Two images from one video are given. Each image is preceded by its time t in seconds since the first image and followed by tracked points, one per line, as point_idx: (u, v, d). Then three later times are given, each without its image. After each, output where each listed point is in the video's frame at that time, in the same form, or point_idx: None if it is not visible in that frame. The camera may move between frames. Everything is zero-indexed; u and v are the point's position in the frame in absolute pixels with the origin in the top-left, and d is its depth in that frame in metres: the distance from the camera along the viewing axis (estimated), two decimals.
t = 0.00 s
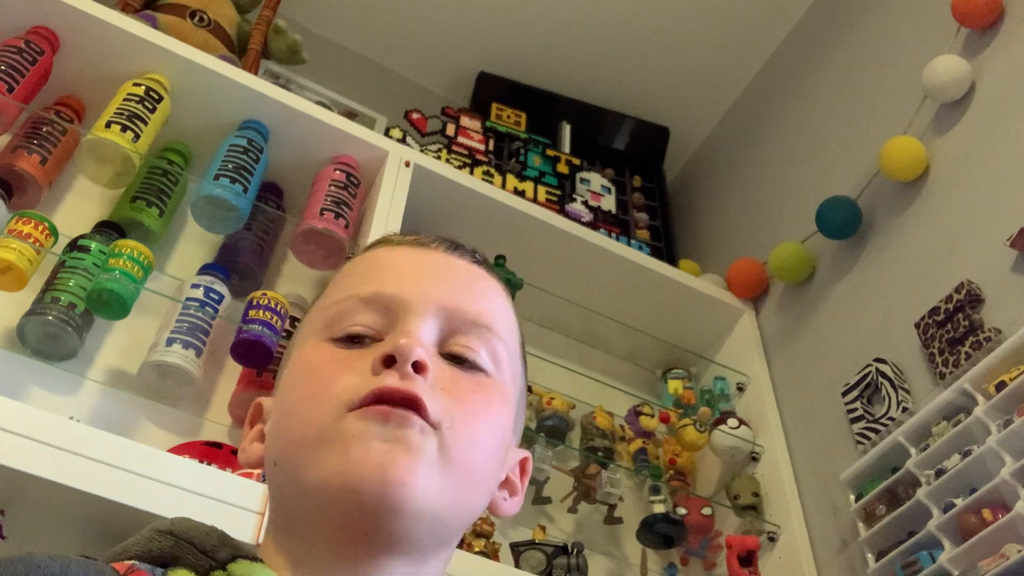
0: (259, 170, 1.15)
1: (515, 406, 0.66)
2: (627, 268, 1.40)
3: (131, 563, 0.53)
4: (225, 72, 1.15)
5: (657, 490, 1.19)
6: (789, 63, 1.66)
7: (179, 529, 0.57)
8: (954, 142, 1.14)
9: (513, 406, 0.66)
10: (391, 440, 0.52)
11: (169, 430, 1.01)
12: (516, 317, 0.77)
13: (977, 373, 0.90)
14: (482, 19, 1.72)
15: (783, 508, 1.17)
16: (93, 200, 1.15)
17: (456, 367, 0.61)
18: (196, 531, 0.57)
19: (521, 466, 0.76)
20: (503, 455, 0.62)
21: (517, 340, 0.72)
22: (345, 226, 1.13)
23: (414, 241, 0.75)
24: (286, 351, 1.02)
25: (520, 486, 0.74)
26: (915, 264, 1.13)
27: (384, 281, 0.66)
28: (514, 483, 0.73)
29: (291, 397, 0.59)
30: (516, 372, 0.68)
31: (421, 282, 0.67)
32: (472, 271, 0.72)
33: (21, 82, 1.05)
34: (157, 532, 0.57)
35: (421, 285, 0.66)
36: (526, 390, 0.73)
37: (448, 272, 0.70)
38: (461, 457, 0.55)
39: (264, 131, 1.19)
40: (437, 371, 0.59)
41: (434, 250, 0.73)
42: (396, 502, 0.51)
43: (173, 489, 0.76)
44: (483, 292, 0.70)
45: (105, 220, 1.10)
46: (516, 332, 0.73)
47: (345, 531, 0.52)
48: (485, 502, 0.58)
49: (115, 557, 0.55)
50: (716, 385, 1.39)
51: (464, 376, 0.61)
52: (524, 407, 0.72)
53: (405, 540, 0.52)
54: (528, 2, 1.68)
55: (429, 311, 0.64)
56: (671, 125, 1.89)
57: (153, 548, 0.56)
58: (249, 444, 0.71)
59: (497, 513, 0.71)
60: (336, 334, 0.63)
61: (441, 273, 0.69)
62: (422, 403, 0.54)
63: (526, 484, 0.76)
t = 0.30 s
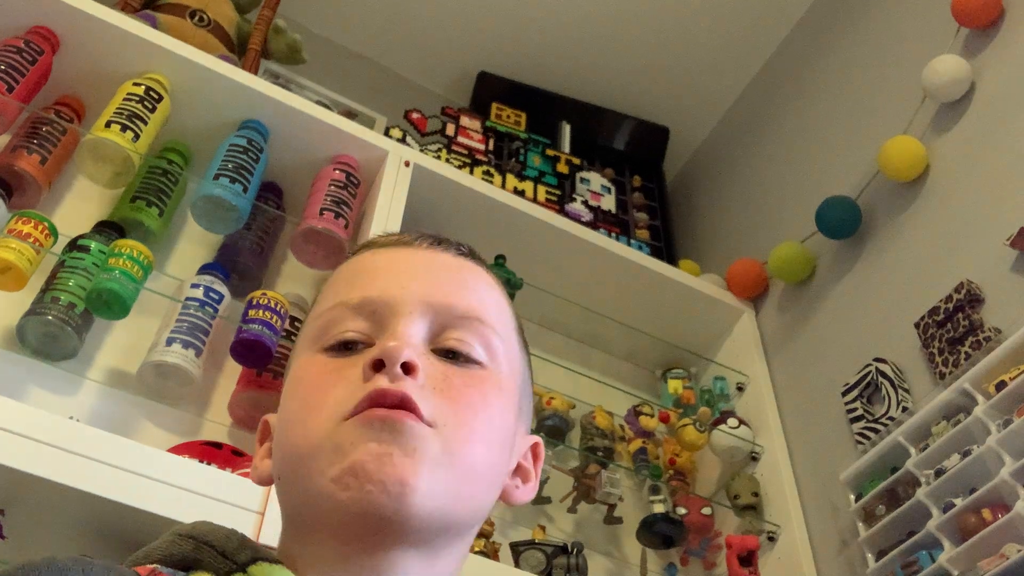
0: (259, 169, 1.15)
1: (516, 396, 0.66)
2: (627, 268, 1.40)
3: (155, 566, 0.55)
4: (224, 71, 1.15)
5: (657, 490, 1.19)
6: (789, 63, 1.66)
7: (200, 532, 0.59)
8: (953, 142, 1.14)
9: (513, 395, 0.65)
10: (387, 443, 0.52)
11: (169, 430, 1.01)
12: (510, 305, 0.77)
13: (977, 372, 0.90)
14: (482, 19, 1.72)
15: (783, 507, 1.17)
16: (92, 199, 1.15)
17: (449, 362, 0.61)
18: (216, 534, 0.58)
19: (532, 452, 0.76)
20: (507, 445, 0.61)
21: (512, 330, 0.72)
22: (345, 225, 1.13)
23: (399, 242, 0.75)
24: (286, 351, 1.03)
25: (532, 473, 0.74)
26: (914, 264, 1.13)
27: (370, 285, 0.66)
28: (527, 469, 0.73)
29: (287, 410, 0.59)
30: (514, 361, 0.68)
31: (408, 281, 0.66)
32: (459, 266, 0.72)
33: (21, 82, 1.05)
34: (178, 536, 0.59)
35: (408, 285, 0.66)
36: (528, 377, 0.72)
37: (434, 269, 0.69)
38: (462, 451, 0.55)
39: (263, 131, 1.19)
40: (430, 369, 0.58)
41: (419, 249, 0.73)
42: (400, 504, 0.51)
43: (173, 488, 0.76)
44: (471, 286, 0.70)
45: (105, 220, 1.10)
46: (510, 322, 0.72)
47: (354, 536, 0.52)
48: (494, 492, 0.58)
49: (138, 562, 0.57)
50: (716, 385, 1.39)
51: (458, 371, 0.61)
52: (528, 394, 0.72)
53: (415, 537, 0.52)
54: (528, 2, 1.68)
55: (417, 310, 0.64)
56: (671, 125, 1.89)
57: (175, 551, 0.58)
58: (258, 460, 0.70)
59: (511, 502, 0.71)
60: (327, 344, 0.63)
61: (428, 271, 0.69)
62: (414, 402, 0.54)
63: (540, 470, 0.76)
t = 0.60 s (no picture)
0: (259, 170, 1.15)
1: (527, 408, 0.66)
2: (627, 268, 1.40)
3: (152, 565, 0.57)
4: (224, 71, 1.15)
5: (657, 490, 1.19)
6: (789, 63, 1.66)
7: (196, 533, 0.61)
8: (954, 142, 1.14)
9: (524, 407, 0.65)
10: (392, 454, 0.52)
11: (169, 430, 1.01)
12: (527, 312, 0.76)
13: (978, 373, 0.90)
14: (482, 19, 1.72)
15: (783, 508, 1.17)
16: (93, 200, 1.15)
17: (461, 372, 0.61)
18: (212, 535, 0.60)
19: (540, 462, 0.76)
20: (515, 458, 0.61)
21: (527, 338, 0.71)
22: (345, 226, 1.13)
23: (417, 243, 0.75)
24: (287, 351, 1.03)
25: (539, 484, 0.74)
26: (914, 265, 1.14)
27: (386, 288, 0.66)
28: (534, 480, 0.73)
29: (298, 410, 0.59)
30: (527, 371, 0.68)
31: (426, 286, 0.66)
32: (477, 271, 0.72)
33: (21, 82, 1.05)
34: (175, 535, 0.60)
35: (424, 289, 0.65)
36: (541, 386, 0.72)
37: (452, 274, 0.69)
38: (468, 466, 0.55)
39: (264, 131, 1.19)
40: (442, 378, 0.58)
41: (438, 251, 0.72)
42: (401, 517, 0.51)
43: (173, 488, 0.76)
44: (488, 293, 0.69)
45: (105, 220, 1.10)
46: (525, 330, 0.72)
47: (353, 544, 0.52)
48: (497, 507, 0.58)
49: (135, 561, 0.58)
50: (716, 385, 1.39)
51: (470, 382, 0.60)
52: (540, 403, 0.72)
53: (413, 551, 0.52)
54: (528, 3, 1.68)
55: (433, 316, 0.63)
56: (671, 125, 1.89)
57: (172, 550, 0.59)
58: (265, 454, 0.70)
59: (515, 512, 0.70)
60: (341, 345, 0.63)
61: (445, 275, 0.68)
62: (424, 413, 0.54)
63: (546, 481, 0.76)
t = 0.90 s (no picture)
0: (260, 170, 1.15)
1: (517, 410, 0.66)
2: (627, 268, 1.40)
3: (139, 567, 0.56)
4: (223, 71, 1.15)
5: (657, 490, 1.19)
6: (789, 63, 1.66)
7: (182, 533, 0.61)
8: (954, 142, 1.14)
9: (514, 409, 0.65)
10: (385, 459, 0.52)
11: (169, 430, 1.01)
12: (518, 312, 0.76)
13: (977, 372, 0.90)
14: (482, 19, 1.72)
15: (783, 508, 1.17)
16: (92, 199, 1.15)
17: (453, 374, 0.61)
18: (198, 535, 0.61)
19: (528, 461, 0.76)
20: (504, 460, 0.61)
21: (518, 338, 0.71)
22: (345, 225, 1.13)
23: (410, 240, 0.74)
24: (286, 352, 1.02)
25: (526, 483, 0.74)
26: (914, 265, 1.14)
27: (379, 286, 0.66)
28: (521, 480, 0.74)
29: (288, 409, 0.59)
30: (518, 372, 0.68)
31: (418, 286, 0.66)
32: (470, 271, 0.72)
33: (21, 82, 1.05)
34: (161, 536, 0.60)
35: (417, 289, 0.65)
36: (531, 386, 0.72)
37: (444, 274, 0.69)
38: (459, 470, 0.55)
39: (264, 131, 1.19)
40: (434, 381, 0.58)
41: (431, 250, 0.72)
42: (392, 522, 0.51)
43: (173, 489, 0.76)
44: (481, 293, 0.69)
45: (105, 220, 1.10)
46: (517, 330, 0.72)
47: (343, 548, 0.52)
48: (485, 510, 0.58)
49: (122, 561, 0.58)
50: (716, 385, 1.39)
51: (462, 384, 0.60)
52: (529, 403, 0.72)
53: (403, 555, 0.52)
54: (528, 3, 1.68)
55: (426, 317, 0.63)
56: (671, 125, 1.89)
57: (158, 551, 0.59)
58: (252, 449, 0.70)
59: (502, 512, 0.71)
60: (333, 344, 0.62)
61: (438, 275, 0.68)
62: (417, 417, 0.54)
63: (534, 479, 0.76)
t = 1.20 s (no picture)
0: (259, 169, 1.16)
1: (514, 407, 0.66)
2: (627, 268, 1.40)
3: (144, 565, 0.55)
4: (220, 70, 1.15)
5: (656, 490, 1.19)
6: (789, 63, 1.66)
7: (189, 531, 0.59)
8: (953, 142, 1.14)
9: (512, 407, 0.65)
10: (386, 459, 0.51)
11: (169, 430, 1.01)
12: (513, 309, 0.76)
13: (977, 373, 0.90)
14: (482, 19, 1.72)
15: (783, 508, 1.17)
16: (92, 200, 1.15)
17: (450, 373, 0.61)
18: (205, 534, 0.58)
19: (526, 456, 0.76)
20: (504, 457, 0.61)
21: (513, 335, 0.71)
22: (344, 226, 1.13)
23: (402, 241, 0.74)
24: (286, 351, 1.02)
25: (525, 478, 0.74)
26: (914, 265, 1.13)
27: (372, 288, 0.66)
28: (520, 475, 0.74)
29: (285, 413, 0.59)
30: (515, 370, 0.68)
31: (413, 286, 0.66)
32: (463, 270, 0.72)
33: (21, 82, 1.05)
34: (167, 535, 0.59)
35: (412, 290, 0.65)
36: (527, 383, 0.72)
37: (438, 273, 0.69)
38: (460, 469, 0.55)
39: (263, 131, 1.19)
40: (432, 381, 0.58)
41: (424, 250, 0.72)
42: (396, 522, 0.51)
43: (174, 489, 0.76)
44: (475, 292, 0.69)
45: (105, 220, 1.10)
46: (512, 327, 0.72)
47: (347, 550, 0.52)
48: (487, 507, 0.58)
49: (124, 561, 0.57)
50: (716, 385, 1.39)
51: (459, 383, 0.60)
52: (526, 400, 0.72)
53: (407, 555, 0.52)
54: (528, 3, 1.68)
55: (421, 318, 0.63)
56: (671, 125, 1.89)
57: (163, 550, 0.57)
58: (250, 454, 0.70)
59: (503, 508, 0.71)
60: (328, 347, 0.62)
61: (432, 275, 0.68)
62: (417, 417, 0.54)
63: (532, 474, 0.76)
